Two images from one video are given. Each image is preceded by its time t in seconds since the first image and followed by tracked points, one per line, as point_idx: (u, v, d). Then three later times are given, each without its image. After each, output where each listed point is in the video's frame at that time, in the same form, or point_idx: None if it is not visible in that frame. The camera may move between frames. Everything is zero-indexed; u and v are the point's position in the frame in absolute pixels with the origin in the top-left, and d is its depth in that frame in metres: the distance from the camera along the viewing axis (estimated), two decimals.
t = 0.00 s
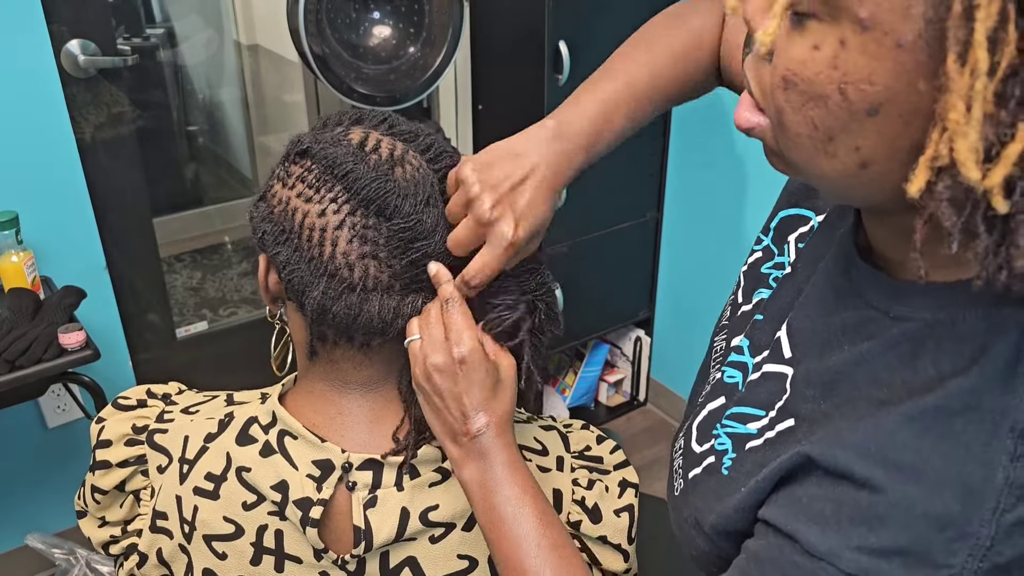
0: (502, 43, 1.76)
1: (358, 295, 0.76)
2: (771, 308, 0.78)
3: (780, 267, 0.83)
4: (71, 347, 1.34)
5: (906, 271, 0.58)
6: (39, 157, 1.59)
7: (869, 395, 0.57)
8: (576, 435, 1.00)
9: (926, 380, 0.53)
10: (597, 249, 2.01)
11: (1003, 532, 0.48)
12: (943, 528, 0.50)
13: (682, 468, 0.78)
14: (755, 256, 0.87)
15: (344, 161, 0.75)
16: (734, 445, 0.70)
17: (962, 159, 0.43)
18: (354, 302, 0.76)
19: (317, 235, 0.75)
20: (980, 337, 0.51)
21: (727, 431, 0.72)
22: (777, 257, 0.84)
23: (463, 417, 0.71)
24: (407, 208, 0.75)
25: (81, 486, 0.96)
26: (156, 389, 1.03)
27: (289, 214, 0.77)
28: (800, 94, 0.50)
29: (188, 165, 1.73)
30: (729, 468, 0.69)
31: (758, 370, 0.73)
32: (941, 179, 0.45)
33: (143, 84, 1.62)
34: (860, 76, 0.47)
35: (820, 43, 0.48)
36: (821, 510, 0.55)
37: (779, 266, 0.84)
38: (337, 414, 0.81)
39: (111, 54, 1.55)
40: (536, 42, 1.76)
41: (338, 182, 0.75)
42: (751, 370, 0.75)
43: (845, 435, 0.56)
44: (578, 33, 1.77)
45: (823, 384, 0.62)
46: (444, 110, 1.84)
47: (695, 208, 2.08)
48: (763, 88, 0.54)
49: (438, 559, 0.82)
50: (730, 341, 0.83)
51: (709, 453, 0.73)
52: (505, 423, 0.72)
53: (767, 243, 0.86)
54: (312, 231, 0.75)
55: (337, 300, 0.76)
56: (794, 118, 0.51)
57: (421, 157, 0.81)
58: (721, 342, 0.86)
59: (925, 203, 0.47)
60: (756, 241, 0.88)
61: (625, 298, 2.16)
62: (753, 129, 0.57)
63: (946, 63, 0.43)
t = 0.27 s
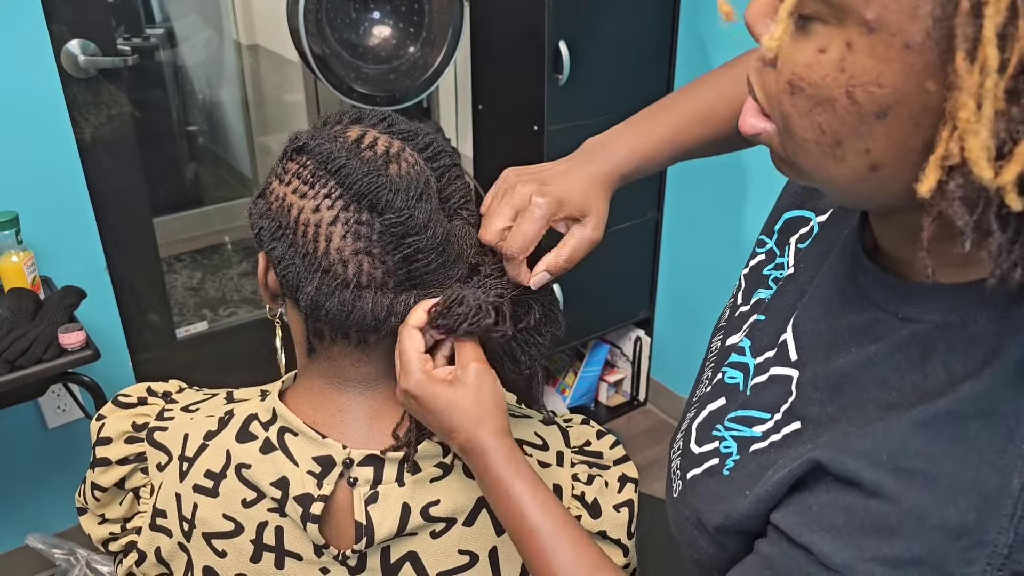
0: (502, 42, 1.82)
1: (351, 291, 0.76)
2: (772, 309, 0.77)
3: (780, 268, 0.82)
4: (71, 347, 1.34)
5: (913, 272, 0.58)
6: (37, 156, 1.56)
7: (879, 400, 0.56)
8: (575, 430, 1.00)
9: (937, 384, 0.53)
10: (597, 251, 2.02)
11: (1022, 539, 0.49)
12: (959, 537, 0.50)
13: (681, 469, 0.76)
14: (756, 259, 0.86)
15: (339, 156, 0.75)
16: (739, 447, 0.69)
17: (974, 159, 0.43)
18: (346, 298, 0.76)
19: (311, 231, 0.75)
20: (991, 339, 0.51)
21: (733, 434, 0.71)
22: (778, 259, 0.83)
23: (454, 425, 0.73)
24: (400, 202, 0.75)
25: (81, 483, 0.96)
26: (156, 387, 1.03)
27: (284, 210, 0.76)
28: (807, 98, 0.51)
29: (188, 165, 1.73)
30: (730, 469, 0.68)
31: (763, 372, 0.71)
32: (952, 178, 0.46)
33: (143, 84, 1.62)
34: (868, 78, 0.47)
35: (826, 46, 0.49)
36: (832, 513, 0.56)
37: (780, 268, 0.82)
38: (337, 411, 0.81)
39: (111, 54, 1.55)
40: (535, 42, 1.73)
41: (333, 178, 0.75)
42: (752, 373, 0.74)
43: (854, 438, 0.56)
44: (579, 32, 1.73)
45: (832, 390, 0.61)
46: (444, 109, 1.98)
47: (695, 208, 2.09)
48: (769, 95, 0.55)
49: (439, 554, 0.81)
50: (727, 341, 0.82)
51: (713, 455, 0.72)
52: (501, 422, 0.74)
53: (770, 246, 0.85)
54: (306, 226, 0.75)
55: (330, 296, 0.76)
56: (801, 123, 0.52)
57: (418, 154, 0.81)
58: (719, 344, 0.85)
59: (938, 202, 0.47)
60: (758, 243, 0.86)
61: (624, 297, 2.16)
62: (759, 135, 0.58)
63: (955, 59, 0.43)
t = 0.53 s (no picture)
0: (502, 42, 1.83)
1: (358, 293, 0.76)
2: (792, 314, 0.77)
3: (798, 273, 0.82)
4: (71, 347, 1.34)
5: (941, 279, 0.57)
6: (36, 156, 1.55)
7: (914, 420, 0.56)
8: (578, 434, 1.01)
9: (978, 398, 0.53)
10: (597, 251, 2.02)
11: None
12: (1006, 553, 0.50)
13: (697, 475, 0.76)
14: (773, 262, 0.86)
15: (347, 158, 0.75)
16: (761, 455, 0.68)
17: (1007, 186, 0.43)
18: (353, 301, 0.76)
19: (318, 233, 0.75)
20: None
21: (754, 442, 0.70)
22: (795, 263, 0.83)
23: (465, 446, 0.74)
24: (407, 206, 0.75)
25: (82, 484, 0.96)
26: (159, 388, 1.03)
27: (291, 211, 0.76)
28: (836, 122, 0.50)
29: (188, 165, 1.73)
30: (753, 477, 0.67)
31: (786, 380, 0.71)
32: (988, 203, 0.45)
33: (143, 84, 1.62)
34: (898, 102, 0.46)
35: (853, 72, 0.48)
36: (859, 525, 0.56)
37: (797, 271, 0.82)
38: (340, 414, 0.82)
39: (111, 54, 1.55)
40: (536, 42, 1.73)
41: (340, 180, 0.75)
42: (773, 379, 0.73)
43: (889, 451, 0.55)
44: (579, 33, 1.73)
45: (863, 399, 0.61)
46: (444, 109, 1.96)
47: (695, 208, 2.09)
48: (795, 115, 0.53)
49: (441, 557, 0.82)
50: (742, 346, 0.82)
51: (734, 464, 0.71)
52: (513, 433, 0.74)
53: (787, 249, 0.85)
54: (314, 228, 0.75)
55: (337, 299, 0.76)
56: (831, 146, 0.51)
57: (426, 157, 0.81)
58: (732, 347, 0.85)
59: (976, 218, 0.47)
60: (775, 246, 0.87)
61: (625, 297, 2.16)
62: (790, 155, 0.56)
63: (985, 88, 0.42)
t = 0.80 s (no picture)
0: (501, 42, 1.83)
1: (359, 294, 0.76)
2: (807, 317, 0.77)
3: (813, 277, 0.82)
4: (71, 347, 1.34)
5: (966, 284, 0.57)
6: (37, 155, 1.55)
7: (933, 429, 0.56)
8: (578, 434, 1.01)
9: (1004, 408, 0.53)
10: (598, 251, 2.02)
11: None
12: None
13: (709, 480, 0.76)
14: (787, 265, 0.86)
15: (349, 159, 0.75)
16: (775, 461, 0.68)
17: None
18: (354, 301, 0.76)
19: (320, 233, 0.75)
20: None
21: (768, 447, 0.70)
22: (809, 266, 0.83)
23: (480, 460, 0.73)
24: (410, 207, 0.75)
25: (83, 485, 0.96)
26: (159, 389, 1.03)
27: (293, 211, 0.76)
28: (860, 125, 0.50)
29: (188, 165, 1.73)
30: (768, 483, 0.67)
31: (802, 384, 0.71)
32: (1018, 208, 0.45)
33: (143, 84, 1.62)
34: (924, 106, 0.46)
35: (878, 74, 0.48)
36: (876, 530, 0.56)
37: (811, 275, 0.82)
38: (339, 414, 0.81)
39: (111, 54, 1.55)
40: (536, 41, 1.73)
41: (343, 181, 0.75)
42: (788, 383, 0.73)
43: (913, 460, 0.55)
44: (578, 33, 1.73)
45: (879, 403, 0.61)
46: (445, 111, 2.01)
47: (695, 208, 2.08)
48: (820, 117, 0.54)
49: (441, 557, 0.82)
50: (755, 349, 0.83)
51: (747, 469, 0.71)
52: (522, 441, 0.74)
53: (801, 252, 0.85)
54: (315, 228, 0.75)
55: (338, 299, 0.76)
56: (855, 149, 0.51)
57: (428, 158, 0.81)
58: (744, 350, 0.87)
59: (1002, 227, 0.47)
60: (790, 249, 0.87)
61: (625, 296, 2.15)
62: (809, 157, 0.57)
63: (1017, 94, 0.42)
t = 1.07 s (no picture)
0: (501, 42, 1.83)
1: (353, 294, 0.76)
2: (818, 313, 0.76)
3: (821, 273, 0.83)
4: (71, 347, 1.34)
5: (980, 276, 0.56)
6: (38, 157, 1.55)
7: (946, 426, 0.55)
8: (577, 434, 1.01)
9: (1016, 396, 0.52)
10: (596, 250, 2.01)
11: None
12: None
13: (713, 478, 0.76)
14: (796, 263, 0.86)
15: (342, 159, 0.75)
16: (782, 456, 0.68)
17: None
18: (349, 301, 0.76)
19: (314, 233, 0.75)
20: None
21: (774, 443, 0.70)
22: (819, 265, 0.84)
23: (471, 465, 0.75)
24: (403, 206, 0.75)
25: (82, 486, 0.96)
26: (158, 390, 1.03)
27: (287, 211, 0.76)
28: (879, 105, 0.49)
29: (188, 165, 1.73)
30: (774, 477, 0.67)
31: (809, 380, 0.70)
32: None
33: (143, 84, 1.62)
34: (944, 82, 0.46)
35: (898, 51, 0.47)
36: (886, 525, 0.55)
37: (820, 273, 0.83)
38: (338, 414, 0.82)
39: (111, 54, 1.55)
40: (536, 40, 1.72)
41: (336, 181, 0.75)
42: (795, 378, 0.73)
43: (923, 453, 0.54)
44: (579, 33, 1.73)
45: (890, 399, 0.60)
46: (443, 109, 2.00)
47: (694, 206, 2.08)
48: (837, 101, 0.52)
49: (440, 557, 0.81)
50: (761, 346, 0.82)
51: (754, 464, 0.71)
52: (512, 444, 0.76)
53: (811, 251, 0.86)
54: (309, 228, 0.75)
55: (332, 299, 0.76)
56: (872, 131, 0.50)
57: (421, 156, 0.81)
58: (749, 348, 0.86)
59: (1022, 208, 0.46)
60: (799, 247, 0.87)
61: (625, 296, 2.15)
62: (824, 144, 0.55)
63: None
